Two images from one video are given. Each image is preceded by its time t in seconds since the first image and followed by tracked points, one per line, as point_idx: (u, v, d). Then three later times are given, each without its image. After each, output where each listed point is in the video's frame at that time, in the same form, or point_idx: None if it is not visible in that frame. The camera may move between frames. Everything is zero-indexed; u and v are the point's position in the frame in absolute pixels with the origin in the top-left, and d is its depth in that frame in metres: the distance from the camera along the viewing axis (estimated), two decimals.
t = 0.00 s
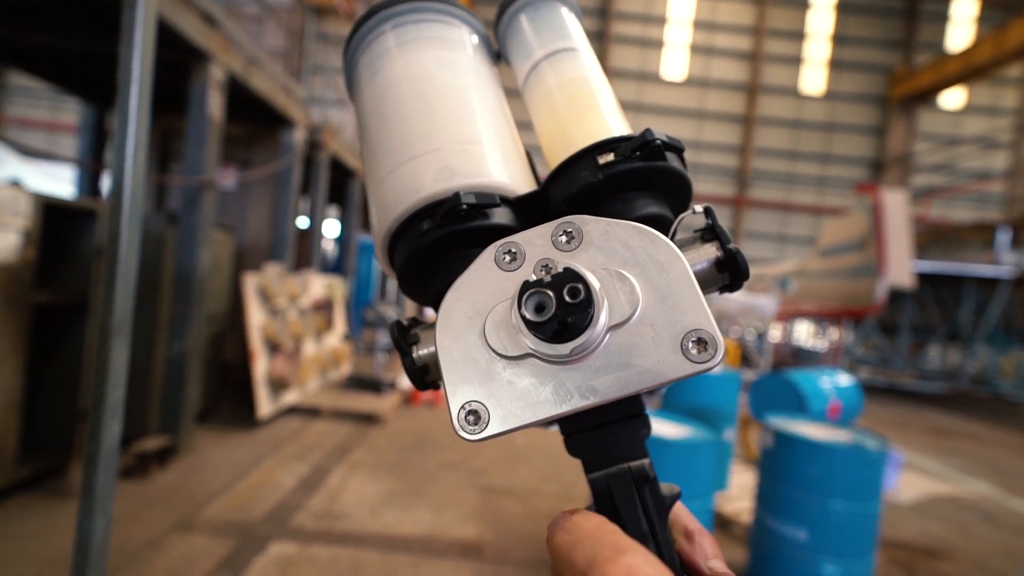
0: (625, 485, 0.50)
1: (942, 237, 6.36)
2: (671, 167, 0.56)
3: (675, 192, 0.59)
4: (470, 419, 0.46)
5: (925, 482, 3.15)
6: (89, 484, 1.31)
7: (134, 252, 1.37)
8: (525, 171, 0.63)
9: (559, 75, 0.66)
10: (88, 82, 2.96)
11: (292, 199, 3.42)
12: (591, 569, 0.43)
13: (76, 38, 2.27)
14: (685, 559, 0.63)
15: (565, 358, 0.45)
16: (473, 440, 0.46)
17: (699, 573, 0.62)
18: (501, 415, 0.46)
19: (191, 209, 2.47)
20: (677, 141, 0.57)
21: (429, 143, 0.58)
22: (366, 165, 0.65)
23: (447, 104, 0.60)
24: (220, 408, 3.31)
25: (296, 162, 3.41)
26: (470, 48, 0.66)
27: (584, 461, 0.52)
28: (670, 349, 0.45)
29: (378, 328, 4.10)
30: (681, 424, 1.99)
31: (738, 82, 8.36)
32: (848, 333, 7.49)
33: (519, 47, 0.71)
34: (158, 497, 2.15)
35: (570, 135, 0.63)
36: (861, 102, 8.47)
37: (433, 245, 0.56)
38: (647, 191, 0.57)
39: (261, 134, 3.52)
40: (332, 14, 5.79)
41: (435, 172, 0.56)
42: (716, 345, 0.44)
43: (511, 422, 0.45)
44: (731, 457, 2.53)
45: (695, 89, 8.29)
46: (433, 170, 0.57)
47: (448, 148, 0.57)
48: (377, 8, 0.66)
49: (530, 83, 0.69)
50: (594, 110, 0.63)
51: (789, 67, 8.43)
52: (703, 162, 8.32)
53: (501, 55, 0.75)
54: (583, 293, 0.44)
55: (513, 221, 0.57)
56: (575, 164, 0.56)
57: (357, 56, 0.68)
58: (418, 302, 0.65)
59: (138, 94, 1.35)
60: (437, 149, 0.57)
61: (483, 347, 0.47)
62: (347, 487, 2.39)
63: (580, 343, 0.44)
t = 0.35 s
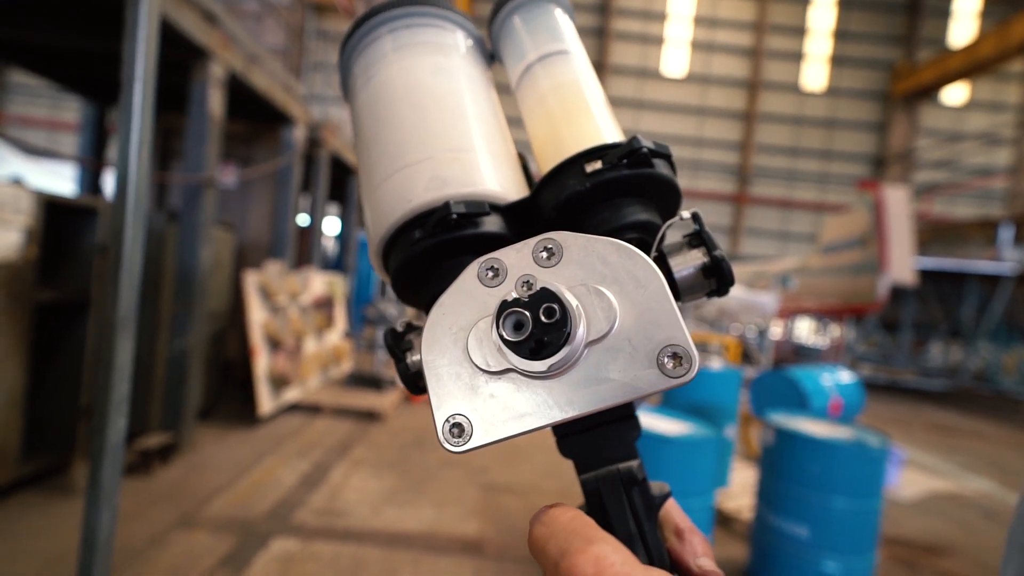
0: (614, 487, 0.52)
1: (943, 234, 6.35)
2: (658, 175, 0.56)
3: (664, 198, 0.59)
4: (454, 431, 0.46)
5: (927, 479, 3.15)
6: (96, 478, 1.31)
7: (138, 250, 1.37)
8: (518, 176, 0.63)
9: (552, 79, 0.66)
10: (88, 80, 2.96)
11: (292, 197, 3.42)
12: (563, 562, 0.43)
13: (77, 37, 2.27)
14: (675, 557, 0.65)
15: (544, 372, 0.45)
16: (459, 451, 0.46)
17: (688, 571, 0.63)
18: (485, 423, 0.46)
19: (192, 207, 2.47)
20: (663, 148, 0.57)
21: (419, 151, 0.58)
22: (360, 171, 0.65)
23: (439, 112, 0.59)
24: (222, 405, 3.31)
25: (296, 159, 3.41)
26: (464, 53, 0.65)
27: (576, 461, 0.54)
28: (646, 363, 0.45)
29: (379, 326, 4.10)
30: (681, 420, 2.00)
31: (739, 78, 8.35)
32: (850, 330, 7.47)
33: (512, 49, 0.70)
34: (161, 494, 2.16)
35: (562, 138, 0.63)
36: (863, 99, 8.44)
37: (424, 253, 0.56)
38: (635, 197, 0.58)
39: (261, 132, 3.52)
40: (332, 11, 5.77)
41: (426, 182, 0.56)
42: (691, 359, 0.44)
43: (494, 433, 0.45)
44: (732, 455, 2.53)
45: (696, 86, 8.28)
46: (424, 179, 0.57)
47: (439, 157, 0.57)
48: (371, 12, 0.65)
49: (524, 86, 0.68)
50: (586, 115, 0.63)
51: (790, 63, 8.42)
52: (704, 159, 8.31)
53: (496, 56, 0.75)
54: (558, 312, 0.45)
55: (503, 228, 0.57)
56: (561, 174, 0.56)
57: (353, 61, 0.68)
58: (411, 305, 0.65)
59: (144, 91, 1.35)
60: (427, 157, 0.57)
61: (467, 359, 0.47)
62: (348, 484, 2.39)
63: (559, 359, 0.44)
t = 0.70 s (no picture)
0: (598, 474, 0.53)
1: (948, 232, 6.32)
2: (637, 171, 0.57)
3: (643, 195, 0.60)
4: (438, 413, 0.46)
5: (931, 477, 3.14)
6: (105, 473, 1.32)
7: (147, 247, 1.38)
8: (506, 175, 0.63)
9: (537, 80, 0.65)
10: (93, 79, 2.97)
11: (296, 196, 3.44)
12: (532, 562, 0.44)
13: (83, 37, 2.28)
14: (657, 545, 0.64)
15: (523, 355, 0.45)
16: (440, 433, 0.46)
17: (669, 558, 0.63)
18: (467, 408, 0.46)
19: (197, 205, 2.48)
20: (642, 145, 0.58)
21: (406, 151, 0.58)
22: (351, 172, 0.65)
23: (425, 111, 0.60)
24: (228, 403, 3.32)
25: (300, 158, 3.42)
26: (451, 56, 0.65)
27: (561, 451, 0.54)
28: (620, 346, 0.45)
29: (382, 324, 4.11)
30: (684, 418, 2.01)
31: (743, 76, 8.33)
32: (855, 329, 7.44)
33: (497, 52, 0.69)
34: (167, 491, 2.17)
35: (546, 140, 0.63)
36: (867, 96, 8.40)
37: (412, 249, 0.57)
38: (617, 193, 0.58)
39: (265, 131, 3.53)
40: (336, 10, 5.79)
41: (413, 181, 0.57)
42: (663, 339, 0.44)
43: (475, 415, 0.45)
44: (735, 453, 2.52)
45: (699, 84, 8.28)
46: (410, 177, 0.57)
47: (425, 155, 0.57)
48: (361, 17, 0.65)
49: (509, 88, 0.67)
50: (570, 118, 0.63)
51: (794, 61, 8.40)
52: (707, 157, 8.30)
53: (481, 60, 0.74)
54: (535, 296, 0.45)
55: (489, 224, 0.57)
56: (545, 170, 0.56)
57: (342, 65, 0.68)
58: (402, 300, 0.66)
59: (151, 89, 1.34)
60: (414, 156, 0.57)
61: (449, 344, 0.47)
62: (353, 481, 2.40)
63: (536, 342, 0.44)
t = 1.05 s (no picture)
0: (579, 471, 0.53)
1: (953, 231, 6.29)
2: (620, 179, 0.57)
3: (628, 202, 0.60)
4: (418, 408, 0.46)
5: (936, 476, 3.13)
6: (113, 471, 1.32)
7: (155, 247, 1.38)
8: (498, 178, 0.64)
9: (529, 89, 0.65)
10: (97, 80, 2.98)
11: (299, 195, 3.44)
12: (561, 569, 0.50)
13: (87, 38, 2.29)
14: (638, 542, 0.60)
15: (500, 355, 0.45)
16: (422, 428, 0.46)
17: (649, 555, 0.58)
18: (447, 406, 0.46)
19: (201, 205, 2.49)
20: (625, 153, 0.58)
21: (399, 158, 0.58)
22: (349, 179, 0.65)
23: (417, 118, 0.60)
24: (232, 402, 3.33)
25: (303, 158, 3.43)
26: (447, 65, 0.65)
27: (546, 448, 0.56)
28: (592, 347, 0.44)
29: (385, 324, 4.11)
30: (688, 417, 2.01)
31: (745, 74, 8.31)
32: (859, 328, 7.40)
33: (491, 61, 0.69)
34: (172, 490, 2.18)
35: (536, 147, 0.63)
36: (871, 94, 8.37)
37: (405, 253, 0.57)
38: (601, 200, 0.58)
39: (267, 131, 3.53)
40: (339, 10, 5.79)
41: (406, 186, 0.57)
42: (632, 340, 0.43)
43: (454, 412, 0.45)
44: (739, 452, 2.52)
45: (702, 82, 8.26)
46: (403, 183, 0.57)
47: (418, 162, 0.58)
48: (361, 27, 0.66)
49: (502, 97, 0.67)
50: (561, 125, 0.62)
51: (798, 59, 8.36)
52: (710, 156, 8.28)
53: (479, 70, 0.73)
54: (508, 299, 0.44)
55: (480, 229, 0.57)
56: (531, 177, 0.56)
57: (342, 73, 0.68)
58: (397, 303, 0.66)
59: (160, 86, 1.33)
60: (407, 163, 0.58)
61: (431, 345, 0.48)
62: (356, 480, 2.41)
63: (511, 341, 0.44)
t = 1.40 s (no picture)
0: (561, 451, 0.55)
1: (962, 231, 6.25)
2: (612, 171, 0.56)
3: (623, 196, 0.59)
4: (400, 384, 0.47)
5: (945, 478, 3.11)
6: (127, 470, 1.34)
7: (167, 249, 1.40)
8: (499, 167, 0.64)
9: (530, 80, 0.65)
10: (107, 83, 3.00)
11: (306, 197, 3.47)
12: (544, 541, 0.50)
13: (96, 40, 2.31)
14: (618, 522, 0.59)
15: (478, 337, 0.45)
16: (405, 403, 0.47)
17: (627, 535, 0.58)
18: (428, 383, 0.46)
19: (209, 207, 2.51)
20: (618, 145, 0.58)
21: (400, 147, 0.59)
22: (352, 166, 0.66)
23: (419, 108, 0.60)
24: (239, 403, 3.35)
25: (310, 159, 3.45)
26: (453, 57, 0.65)
27: (534, 431, 0.57)
28: (566, 332, 0.44)
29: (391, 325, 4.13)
30: (696, 418, 2.00)
31: (752, 73, 8.29)
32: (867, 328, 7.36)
33: (496, 54, 0.69)
34: (182, 489, 2.20)
35: (534, 136, 0.62)
36: (878, 93, 8.33)
37: (401, 239, 0.57)
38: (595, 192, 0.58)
39: (275, 132, 3.55)
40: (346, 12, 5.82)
41: (404, 172, 0.57)
42: (606, 327, 0.43)
43: (434, 389, 0.46)
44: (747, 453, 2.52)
45: (707, 82, 8.25)
46: (402, 171, 0.58)
47: (417, 152, 0.58)
48: (371, 17, 0.65)
49: (504, 88, 0.67)
50: (558, 114, 0.62)
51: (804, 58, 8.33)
52: (716, 157, 8.27)
53: (486, 63, 0.74)
54: (485, 283, 0.44)
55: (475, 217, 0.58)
56: (523, 168, 0.57)
57: (351, 62, 0.69)
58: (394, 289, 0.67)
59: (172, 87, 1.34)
60: (406, 153, 0.58)
61: (414, 326, 0.48)
62: (363, 481, 2.41)
63: (489, 324, 0.45)
